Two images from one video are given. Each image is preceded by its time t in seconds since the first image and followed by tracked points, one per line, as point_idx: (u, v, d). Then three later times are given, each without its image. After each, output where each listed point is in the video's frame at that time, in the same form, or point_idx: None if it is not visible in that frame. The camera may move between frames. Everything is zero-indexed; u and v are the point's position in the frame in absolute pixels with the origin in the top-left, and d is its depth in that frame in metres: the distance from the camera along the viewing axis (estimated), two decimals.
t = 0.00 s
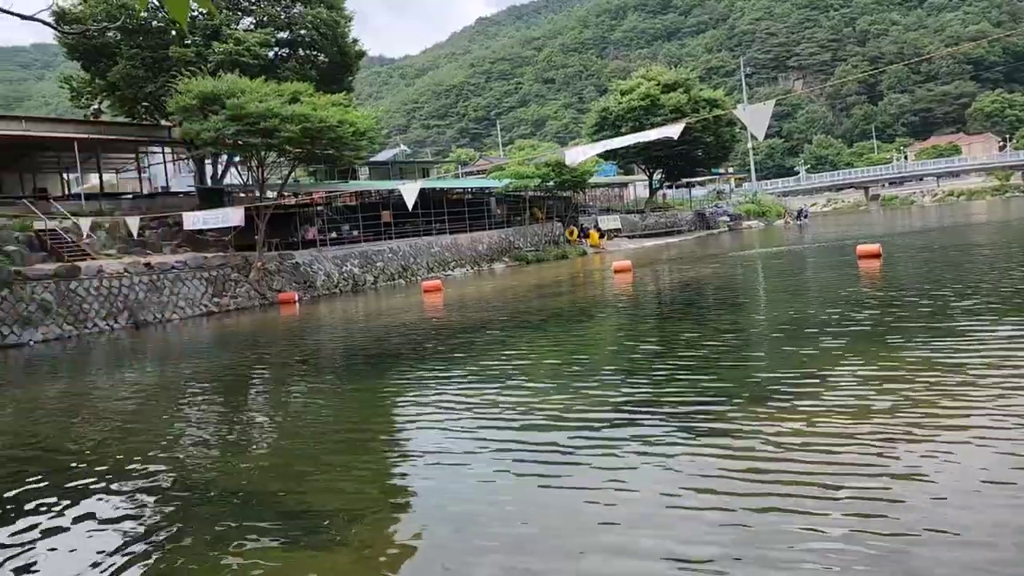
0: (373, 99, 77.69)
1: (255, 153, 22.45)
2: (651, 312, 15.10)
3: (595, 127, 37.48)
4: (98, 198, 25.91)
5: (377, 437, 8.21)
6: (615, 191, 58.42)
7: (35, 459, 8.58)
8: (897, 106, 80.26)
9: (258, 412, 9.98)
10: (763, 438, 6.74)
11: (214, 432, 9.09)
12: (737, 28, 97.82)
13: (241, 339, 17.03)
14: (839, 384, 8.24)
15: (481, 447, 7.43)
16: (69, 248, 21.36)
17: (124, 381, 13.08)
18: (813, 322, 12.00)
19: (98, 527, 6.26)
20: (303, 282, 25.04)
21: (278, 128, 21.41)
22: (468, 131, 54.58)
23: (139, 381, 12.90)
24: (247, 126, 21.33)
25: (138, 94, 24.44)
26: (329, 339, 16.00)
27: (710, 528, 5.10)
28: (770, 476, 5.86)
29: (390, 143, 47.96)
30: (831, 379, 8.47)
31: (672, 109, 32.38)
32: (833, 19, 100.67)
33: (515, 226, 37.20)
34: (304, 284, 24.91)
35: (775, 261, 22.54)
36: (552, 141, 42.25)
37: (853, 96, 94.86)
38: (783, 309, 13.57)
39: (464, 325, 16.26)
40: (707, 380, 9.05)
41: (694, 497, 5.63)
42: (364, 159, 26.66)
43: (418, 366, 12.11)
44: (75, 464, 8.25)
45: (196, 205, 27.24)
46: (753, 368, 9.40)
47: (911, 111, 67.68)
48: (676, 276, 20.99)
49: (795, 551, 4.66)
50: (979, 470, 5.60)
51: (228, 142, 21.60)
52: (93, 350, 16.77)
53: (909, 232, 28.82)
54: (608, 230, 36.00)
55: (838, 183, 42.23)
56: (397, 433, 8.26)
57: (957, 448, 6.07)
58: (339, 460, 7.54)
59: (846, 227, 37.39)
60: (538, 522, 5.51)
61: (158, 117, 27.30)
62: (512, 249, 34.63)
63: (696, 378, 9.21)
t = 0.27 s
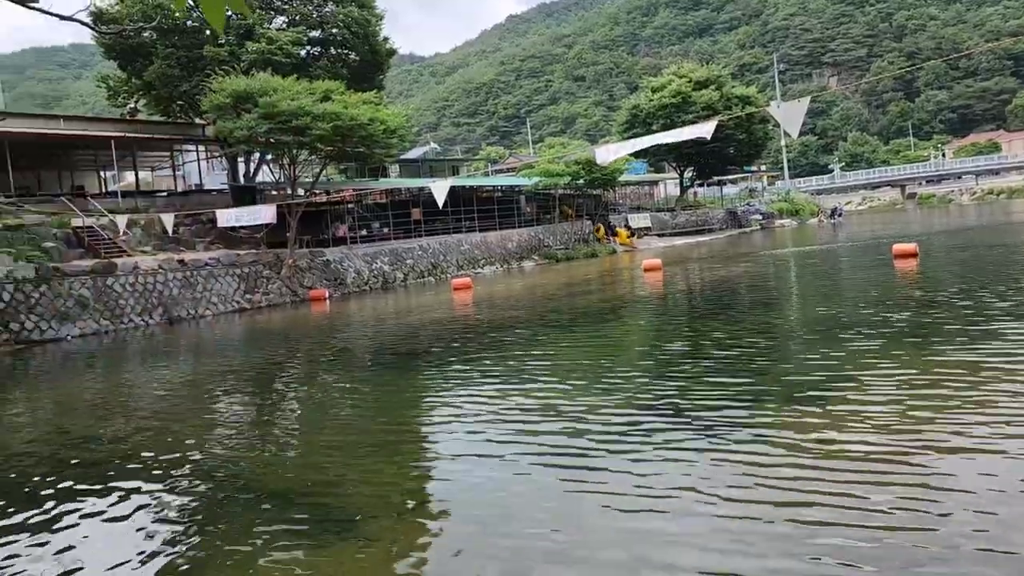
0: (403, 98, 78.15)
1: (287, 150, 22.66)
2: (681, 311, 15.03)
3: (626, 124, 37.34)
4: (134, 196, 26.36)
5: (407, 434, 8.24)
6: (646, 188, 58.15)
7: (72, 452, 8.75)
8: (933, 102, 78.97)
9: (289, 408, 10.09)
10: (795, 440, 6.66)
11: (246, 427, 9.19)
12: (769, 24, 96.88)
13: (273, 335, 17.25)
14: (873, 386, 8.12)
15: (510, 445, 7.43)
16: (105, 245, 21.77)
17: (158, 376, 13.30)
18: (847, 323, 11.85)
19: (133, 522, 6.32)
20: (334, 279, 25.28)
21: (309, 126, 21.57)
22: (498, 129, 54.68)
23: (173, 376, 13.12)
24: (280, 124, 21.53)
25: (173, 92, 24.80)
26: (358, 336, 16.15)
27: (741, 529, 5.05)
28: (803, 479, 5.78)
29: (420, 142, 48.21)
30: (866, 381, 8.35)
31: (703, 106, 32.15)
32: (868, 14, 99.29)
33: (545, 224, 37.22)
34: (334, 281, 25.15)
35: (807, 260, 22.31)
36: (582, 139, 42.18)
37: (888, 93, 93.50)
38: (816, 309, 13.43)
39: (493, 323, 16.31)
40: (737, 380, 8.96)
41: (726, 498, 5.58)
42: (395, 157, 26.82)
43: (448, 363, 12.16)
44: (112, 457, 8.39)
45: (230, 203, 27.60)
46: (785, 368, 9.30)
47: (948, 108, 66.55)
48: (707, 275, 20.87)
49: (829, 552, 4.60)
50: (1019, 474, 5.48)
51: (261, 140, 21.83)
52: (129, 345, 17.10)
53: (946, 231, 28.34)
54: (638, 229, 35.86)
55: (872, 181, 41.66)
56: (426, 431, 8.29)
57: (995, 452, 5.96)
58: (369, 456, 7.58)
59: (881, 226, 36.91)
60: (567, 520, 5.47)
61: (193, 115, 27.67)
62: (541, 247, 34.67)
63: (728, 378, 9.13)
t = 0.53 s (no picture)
0: (448, 93, 78.57)
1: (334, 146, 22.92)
2: (727, 309, 14.90)
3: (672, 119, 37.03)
4: (185, 192, 27.04)
5: (451, 429, 8.30)
6: (691, 184, 57.60)
7: (124, 442, 8.95)
8: (991, 95, 76.79)
9: (335, 400, 10.25)
10: (844, 443, 6.55)
11: (293, 419, 9.36)
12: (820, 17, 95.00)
13: (319, 328, 17.52)
14: (925, 388, 7.95)
15: (553, 444, 7.40)
16: (157, 238, 22.30)
17: (207, 367, 13.62)
18: (898, 322, 11.63)
19: (183, 514, 6.39)
20: (379, 274, 25.58)
21: (356, 122, 21.77)
22: (542, 124, 54.66)
23: (222, 368, 13.40)
24: (327, 120, 21.78)
25: (224, 89, 25.26)
26: (402, 329, 16.33)
27: (788, 534, 4.98)
28: (854, 486, 5.64)
29: (465, 136, 48.41)
30: (917, 383, 8.18)
31: (751, 101, 31.72)
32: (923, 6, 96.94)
33: (588, 220, 37.17)
34: (379, 276, 25.44)
35: (857, 257, 21.93)
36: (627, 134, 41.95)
37: (944, 87, 91.19)
38: (865, 308, 13.22)
39: (536, 318, 16.35)
40: (785, 381, 8.80)
41: (772, 501, 5.51)
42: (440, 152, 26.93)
43: (491, 358, 12.23)
44: (164, 446, 8.61)
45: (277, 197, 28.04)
46: (833, 368, 9.17)
47: (1006, 102, 64.70)
48: (753, 272, 20.67)
49: (878, 560, 4.53)
50: None
51: (308, 136, 22.10)
52: (179, 337, 17.51)
53: (1002, 229, 27.61)
54: (683, 225, 35.60)
55: (926, 177, 40.73)
56: (468, 427, 8.30)
57: None
58: (412, 451, 7.61)
59: (934, 223, 36.06)
60: (612, 523, 5.41)
61: (242, 111, 28.11)
62: (585, 243, 34.60)
63: (774, 378, 9.03)
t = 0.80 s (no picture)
0: (496, 87, 78.67)
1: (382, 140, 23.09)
2: (777, 305, 14.64)
3: (722, 113, 36.50)
4: (237, 185, 27.54)
5: (495, 423, 8.31)
6: (742, 178, 56.80)
7: (176, 429, 9.17)
8: None
9: (381, 392, 10.34)
10: (896, 443, 6.38)
11: (340, 410, 9.47)
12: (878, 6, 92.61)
13: (367, 321, 17.69)
14: (983, 388, 7.71)
15: (594, 439, 7.36)
16: (210, 231, 22.74)
17: (257, 357, 13.86)
18: (955, 320, 11.30)
19: (229, 502, 6.51)
20: (426, 267, 25.73)
21: (404, 116, 21.89)
22: (591, 117, 54.40)
23: (272, 359, 13.62)
24: (375, 115, 21.93)
25: (275, 84, 25.63)
26: (449, 323, 16.40)
27: (835, 534, 4.87)
28: (903, 487, 5.49)
29: (513, 131, 48.41)
30: (974, 383, 7.94)
31: (804, 94, 31.09)
32: None
33: (636, 214, 36.91)
34: (426, 269, 25.59)
35: (914, 253, 21.37)
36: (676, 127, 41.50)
37: (1009, 78, 88.20)
38: (922, 305, 12.86)
39: (583, 313, 16.28)
40: (834, 379, 8.63)
41: (820, 501, 5.39)
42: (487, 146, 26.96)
43: (537, 353, 12.21)
44: (215, 434, 8.79)
45: (327, 191, 28.38)
46: (887, 367, 8.94)
47: None
48: (806, 267, 20.28)
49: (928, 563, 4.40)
50: None
51: (357, 130, 22.30)
52: (230, 328, 17.84)
53: None
54: (733, 219, 35.11)
55: (987, 170, 39.49)
56: (510, 421, 8.31)
57: None
58: (454, 444, 7.64)
59: (996, 218, 34.96)
60: (653, 519, 5.35)
61: (292, 106, 28.50)
62: (632, 237, 34.35)
63: (825, 376, 8.85)
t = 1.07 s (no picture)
0: (545, 77, 78.43)
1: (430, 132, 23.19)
2: (830, 299, 14.36)
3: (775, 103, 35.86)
4: (289, 177, 27.95)
5: (541, 414, 8.31)
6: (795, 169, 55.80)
7: (228, 416, 9.33)
8: None
9: (428, 382, 10.42)
10: (951, 442, 6.23)
11: (388, 399, 9.56)
12: None
13: (415, 312, 17.84)
14: None
15: (641, 434, 7.28)
16: (262, 221, 23.13)
17: (307, 346, 14.07)
18: (1016, 317, 10.96)
19: (277, 489, 6.57)
20: (473, 259, 25.81)
21: (452, 108, 21.94)
22: (640, 108, 53.93)
23: (321, 348, 13.81)
24: (424, 107, 22.02)
25: (325, 77, 25.91)
26: (496, 314, 16.44)
27: (887, 532, 4.78)
28: (963, 491, 5.29)
29: (561, 122, 48.24)
30: None
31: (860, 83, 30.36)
32: None
33: (685, 206, 36.54)
34: (473, 261, 25.68)
35: (975, 247, 20.75)
36: (727, 118, 40.91)
37: None
38: (981, 301, 12.50)
39: (631, 305, 16.18)
40: (889, 377, 8.42)
41: (871, 499, 5.30)
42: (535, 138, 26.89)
43: (584, 345, 12.18)
44: (265, 421, 8.96)
45: (376, 182, 28.63)
46: (942, 365, 8.72)
47: None
48: (860, 261, 19.85)
49: (982, 564, 4.29)
50: None
51: (406, 122, 22.43)
52: (281, 317, 18.14)
53: None
54: (785, 212, 34.53)
55: None
56: (556, 413, 8.28)
57: None
58: (501, 435, 7.64)
59: None
60: (702, 518, 5.24)
61: (343, 99, 28.78)
62: (681, 230, 34.02)
63: (878, 373, 8.67)
